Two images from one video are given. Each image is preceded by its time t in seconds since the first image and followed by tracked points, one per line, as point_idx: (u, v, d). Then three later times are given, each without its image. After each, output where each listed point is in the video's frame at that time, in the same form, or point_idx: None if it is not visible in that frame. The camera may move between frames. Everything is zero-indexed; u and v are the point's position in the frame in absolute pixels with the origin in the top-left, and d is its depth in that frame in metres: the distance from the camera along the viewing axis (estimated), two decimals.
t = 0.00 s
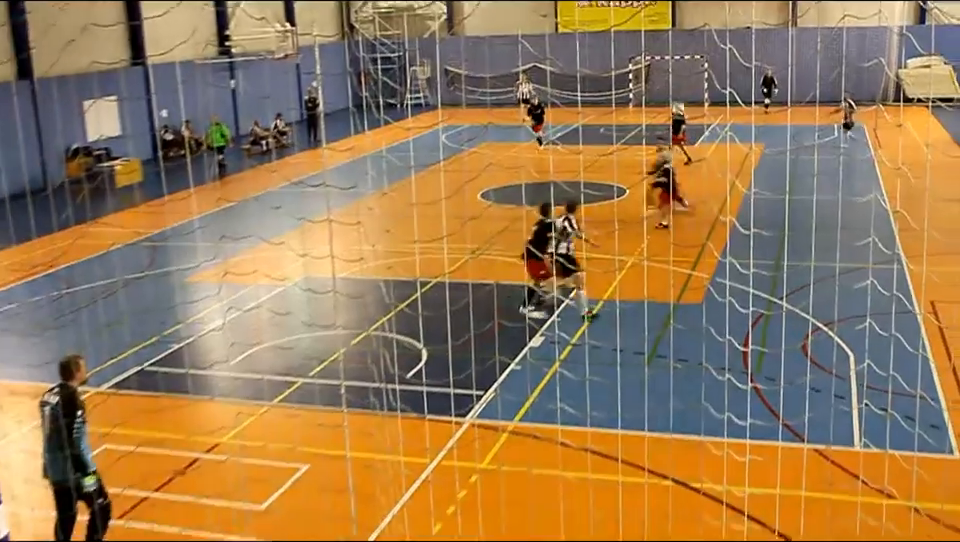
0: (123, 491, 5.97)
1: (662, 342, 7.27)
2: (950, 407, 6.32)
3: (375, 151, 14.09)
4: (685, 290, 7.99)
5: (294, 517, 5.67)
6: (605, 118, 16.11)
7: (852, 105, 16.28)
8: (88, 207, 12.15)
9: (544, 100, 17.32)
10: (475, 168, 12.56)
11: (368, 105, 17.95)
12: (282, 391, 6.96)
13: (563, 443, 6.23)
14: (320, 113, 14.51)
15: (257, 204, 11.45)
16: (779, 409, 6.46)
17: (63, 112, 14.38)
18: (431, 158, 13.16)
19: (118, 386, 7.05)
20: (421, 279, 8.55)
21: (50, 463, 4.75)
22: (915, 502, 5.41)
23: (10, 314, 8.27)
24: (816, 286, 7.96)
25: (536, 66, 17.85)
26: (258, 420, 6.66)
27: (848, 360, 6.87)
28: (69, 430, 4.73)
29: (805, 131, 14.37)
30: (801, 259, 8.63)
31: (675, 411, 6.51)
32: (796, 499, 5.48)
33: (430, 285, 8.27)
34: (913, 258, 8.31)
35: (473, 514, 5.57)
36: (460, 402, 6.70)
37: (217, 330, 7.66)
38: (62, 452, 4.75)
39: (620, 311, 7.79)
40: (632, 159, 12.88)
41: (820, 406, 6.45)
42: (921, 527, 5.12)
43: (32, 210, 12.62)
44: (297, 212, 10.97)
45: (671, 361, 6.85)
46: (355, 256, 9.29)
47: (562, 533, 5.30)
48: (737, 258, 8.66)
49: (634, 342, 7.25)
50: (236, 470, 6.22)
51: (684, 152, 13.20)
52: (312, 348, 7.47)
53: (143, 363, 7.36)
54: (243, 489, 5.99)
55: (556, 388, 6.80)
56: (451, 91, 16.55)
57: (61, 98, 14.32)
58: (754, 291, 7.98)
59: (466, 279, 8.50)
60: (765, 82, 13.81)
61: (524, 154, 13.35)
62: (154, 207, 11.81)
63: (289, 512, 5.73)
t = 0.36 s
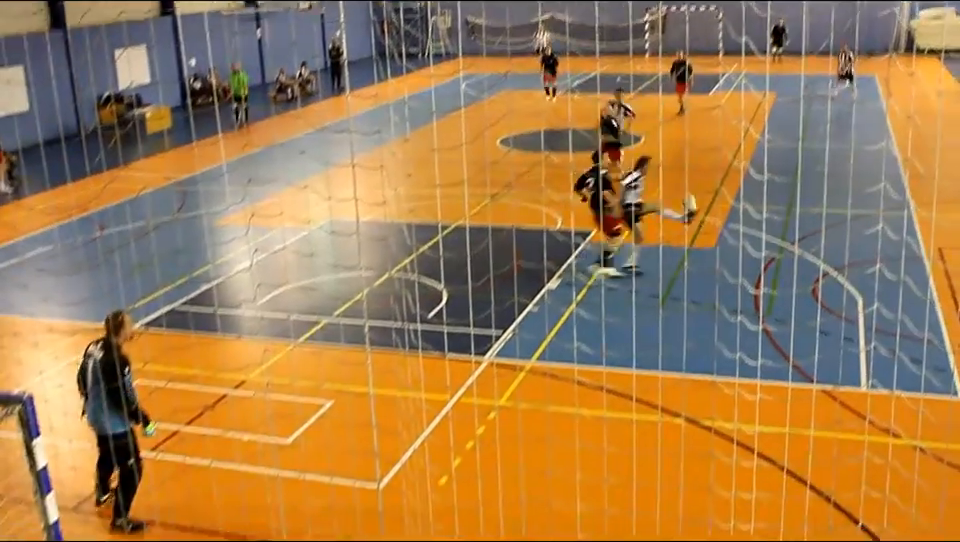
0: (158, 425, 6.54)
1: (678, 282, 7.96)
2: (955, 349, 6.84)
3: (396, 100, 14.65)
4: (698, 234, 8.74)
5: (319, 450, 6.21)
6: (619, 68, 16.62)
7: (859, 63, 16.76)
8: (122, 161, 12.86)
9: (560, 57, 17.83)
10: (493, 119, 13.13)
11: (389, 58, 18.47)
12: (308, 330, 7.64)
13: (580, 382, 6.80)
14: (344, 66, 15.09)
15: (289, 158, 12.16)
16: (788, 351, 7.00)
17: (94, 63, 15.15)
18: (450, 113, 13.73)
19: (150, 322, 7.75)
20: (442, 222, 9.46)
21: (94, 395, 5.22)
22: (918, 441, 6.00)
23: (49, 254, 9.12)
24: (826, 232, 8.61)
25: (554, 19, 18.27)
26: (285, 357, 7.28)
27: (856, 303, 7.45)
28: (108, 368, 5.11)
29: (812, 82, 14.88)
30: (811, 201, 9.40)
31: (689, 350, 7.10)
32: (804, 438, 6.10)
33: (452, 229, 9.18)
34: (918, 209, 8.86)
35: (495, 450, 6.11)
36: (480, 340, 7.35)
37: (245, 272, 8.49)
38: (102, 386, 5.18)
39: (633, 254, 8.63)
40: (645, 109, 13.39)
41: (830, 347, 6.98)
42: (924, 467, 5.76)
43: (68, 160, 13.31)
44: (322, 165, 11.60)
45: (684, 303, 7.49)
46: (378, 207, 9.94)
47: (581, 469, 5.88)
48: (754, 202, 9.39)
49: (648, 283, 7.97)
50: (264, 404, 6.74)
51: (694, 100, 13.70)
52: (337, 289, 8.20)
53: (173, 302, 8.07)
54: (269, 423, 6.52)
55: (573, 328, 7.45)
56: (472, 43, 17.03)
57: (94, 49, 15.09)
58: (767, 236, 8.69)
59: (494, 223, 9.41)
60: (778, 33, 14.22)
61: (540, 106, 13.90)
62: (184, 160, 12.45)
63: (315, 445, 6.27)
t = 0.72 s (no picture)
0: (184, 358, 6.62)
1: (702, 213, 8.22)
2: None
3: (419, 34, 14.60)
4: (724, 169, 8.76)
5: (343, 382, 6.28)
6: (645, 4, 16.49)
7: None
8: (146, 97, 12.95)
9: None
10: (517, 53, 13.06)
11: None
12: (331, 266, 7.71)
13: (603, 317, 6.84)
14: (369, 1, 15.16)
15: (315, 90, 12.29)
16: (813, 288, 7.00)
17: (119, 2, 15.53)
18: (474, 49, 13.67)
19: (174, 258, 7.83)
20: (466, 157, 9.59)
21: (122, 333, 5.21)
22: (942, 379, 5.99)
23: (76, 188, 9.23)
24: (854, 167, 8.61)
25: None
26: (310, 292, 7.36)
27: (881, 240, 7.44)
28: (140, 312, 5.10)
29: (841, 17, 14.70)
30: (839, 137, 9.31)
31: (712, 286, 7.14)
32: (826, 374, 6.11)
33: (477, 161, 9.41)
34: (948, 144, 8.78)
35: (517, 383, 6.17)
36: (503, 277, 7.44)
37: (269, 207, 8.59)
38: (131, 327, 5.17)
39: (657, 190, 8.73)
40: (670, 44, 13.30)
41: (854, 284, 6.98)
42: (947, 405, 5.76)
43: (93, 97, 13.43)
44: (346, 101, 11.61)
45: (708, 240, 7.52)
46: (402, 143, 10.04)
47: (603, 403, 5.94)
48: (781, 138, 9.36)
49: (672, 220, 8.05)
50: (289, 338, 6.81)
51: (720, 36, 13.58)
52: (361, 225, 8.32)
53: (198, 238, 8.17)
54: (294, 356, 6.59)
55: (597, 264, 7.54)
56: None
57: None
58: (793, 172, 8.69)
59: (516, 154, 9.58)
60: None
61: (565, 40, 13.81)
62: (207, 97, 12.50)
63: (339, 376, 6.35)
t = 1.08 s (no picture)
0: (209, 334, 6.89)
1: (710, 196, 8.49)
2: None
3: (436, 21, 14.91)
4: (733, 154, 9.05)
5: (362, 358, 6.54)
6: None
7: None
8: (173, 83, 13.38)
9: None
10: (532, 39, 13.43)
11: None
12: (351, 247, 7.99)
13: (614, 298, 7.09)
14: None
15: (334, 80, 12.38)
16: (817, 271, 7.24)
17: None
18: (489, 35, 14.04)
19: (200, 238, 8.09)
20: (482, 141, 9.87)
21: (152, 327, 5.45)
22: (941, 360, 6.21)
23: (104, 170, 9.56)
24: (860, 151, 8.90)
25: None
26: (330, 272, 7.63)
27: (884, 224, 7.69)
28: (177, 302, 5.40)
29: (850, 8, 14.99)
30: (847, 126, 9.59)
31: (720, 267, 7.39)
32: (830, 354, 6.34)
33: (492, 145, 9.66)
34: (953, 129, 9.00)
35: (530, 360, 6.42)
36: (517, 258, 7.69)
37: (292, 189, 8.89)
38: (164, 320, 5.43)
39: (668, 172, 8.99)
40: (679, 32, 13.61)
41: (858, 267, 7.22)
42: (946, 386, 5.98)
43: (121, 82, 13.86)
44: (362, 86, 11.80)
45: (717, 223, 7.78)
46: (420, 126, 10.35)
47: (612, 380, 6.17)
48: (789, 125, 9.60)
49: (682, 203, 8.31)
50: (310, 316, 7.07)
51: (730, 22, 13.94)
52: (380, 207, 8.60)
53: (223, 219, 8.46)
54: (315, 333, 6.85)
55: (608, 245, 7.80)
56: None
57: None
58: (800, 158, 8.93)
59: (531, 140, 9.89)
60: None
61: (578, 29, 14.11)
62: (229, 85, 12.85)
63: (358, 353, 6.61)
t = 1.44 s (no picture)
0: (225, 334, 7.40)
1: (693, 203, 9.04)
2: (942, 270, 7.62)
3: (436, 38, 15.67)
4: (713, 164, 9.75)
5: (368, 356, 7.04)
6: (648, 18, 17.68)
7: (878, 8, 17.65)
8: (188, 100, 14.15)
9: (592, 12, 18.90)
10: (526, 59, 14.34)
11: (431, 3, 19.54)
12: (358, 251, 8.54)
13: (602, 298, 7.61)
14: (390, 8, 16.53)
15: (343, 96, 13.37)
16: (792, 272, 7.79)
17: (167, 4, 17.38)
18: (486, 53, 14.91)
19: (216, 244, 8.63)
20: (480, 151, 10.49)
21: (156, 332, 5.81)
22: (907, 353, 6.73)
23: (125, 181, 10.18)
24: (832, 160, 9.69)
25: None
26: (337, 275, 8.17)
27: (854, 228, 8.30)
28: (180, 312, 5.73)
29: (827, 28, 15.91)
30: (819, 138, 10.46)
31: (701, 269, 7.94)
32: (804, 348, 6.85)
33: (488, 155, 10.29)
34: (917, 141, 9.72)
35: (525, 357, 6.93)
36: (512, 261, 8.23)
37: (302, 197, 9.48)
38: (168, 327, 5.79)
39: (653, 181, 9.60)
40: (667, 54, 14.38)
41: (830, 268, 7.79)
42: (912, 378, 6.47)
43: (142, 100, 14.59)
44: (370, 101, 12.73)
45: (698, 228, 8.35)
46: (422, 138, 11.00)
47: (602, 375, 6.68)
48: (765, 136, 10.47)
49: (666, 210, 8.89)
50: (319, 316, 7.59)
51: (711, 43, 14.92)
52: (385, 214, 9.18)
53: (238, 225, 9.04)
54: (325, 332, 7.37)
55: (598, 249, 8.35)
56: None
57: None
58: (776, 167, 9.73)
59: (526, 151, 10.51)
60: None
61: (571, 53, 14.88)
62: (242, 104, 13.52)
63: (365, 350, 7.12)
